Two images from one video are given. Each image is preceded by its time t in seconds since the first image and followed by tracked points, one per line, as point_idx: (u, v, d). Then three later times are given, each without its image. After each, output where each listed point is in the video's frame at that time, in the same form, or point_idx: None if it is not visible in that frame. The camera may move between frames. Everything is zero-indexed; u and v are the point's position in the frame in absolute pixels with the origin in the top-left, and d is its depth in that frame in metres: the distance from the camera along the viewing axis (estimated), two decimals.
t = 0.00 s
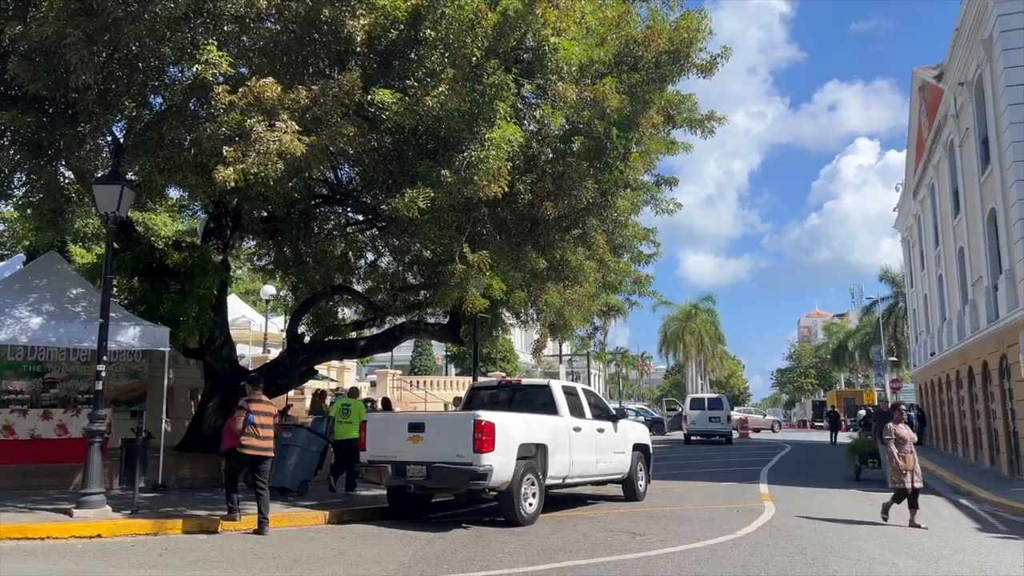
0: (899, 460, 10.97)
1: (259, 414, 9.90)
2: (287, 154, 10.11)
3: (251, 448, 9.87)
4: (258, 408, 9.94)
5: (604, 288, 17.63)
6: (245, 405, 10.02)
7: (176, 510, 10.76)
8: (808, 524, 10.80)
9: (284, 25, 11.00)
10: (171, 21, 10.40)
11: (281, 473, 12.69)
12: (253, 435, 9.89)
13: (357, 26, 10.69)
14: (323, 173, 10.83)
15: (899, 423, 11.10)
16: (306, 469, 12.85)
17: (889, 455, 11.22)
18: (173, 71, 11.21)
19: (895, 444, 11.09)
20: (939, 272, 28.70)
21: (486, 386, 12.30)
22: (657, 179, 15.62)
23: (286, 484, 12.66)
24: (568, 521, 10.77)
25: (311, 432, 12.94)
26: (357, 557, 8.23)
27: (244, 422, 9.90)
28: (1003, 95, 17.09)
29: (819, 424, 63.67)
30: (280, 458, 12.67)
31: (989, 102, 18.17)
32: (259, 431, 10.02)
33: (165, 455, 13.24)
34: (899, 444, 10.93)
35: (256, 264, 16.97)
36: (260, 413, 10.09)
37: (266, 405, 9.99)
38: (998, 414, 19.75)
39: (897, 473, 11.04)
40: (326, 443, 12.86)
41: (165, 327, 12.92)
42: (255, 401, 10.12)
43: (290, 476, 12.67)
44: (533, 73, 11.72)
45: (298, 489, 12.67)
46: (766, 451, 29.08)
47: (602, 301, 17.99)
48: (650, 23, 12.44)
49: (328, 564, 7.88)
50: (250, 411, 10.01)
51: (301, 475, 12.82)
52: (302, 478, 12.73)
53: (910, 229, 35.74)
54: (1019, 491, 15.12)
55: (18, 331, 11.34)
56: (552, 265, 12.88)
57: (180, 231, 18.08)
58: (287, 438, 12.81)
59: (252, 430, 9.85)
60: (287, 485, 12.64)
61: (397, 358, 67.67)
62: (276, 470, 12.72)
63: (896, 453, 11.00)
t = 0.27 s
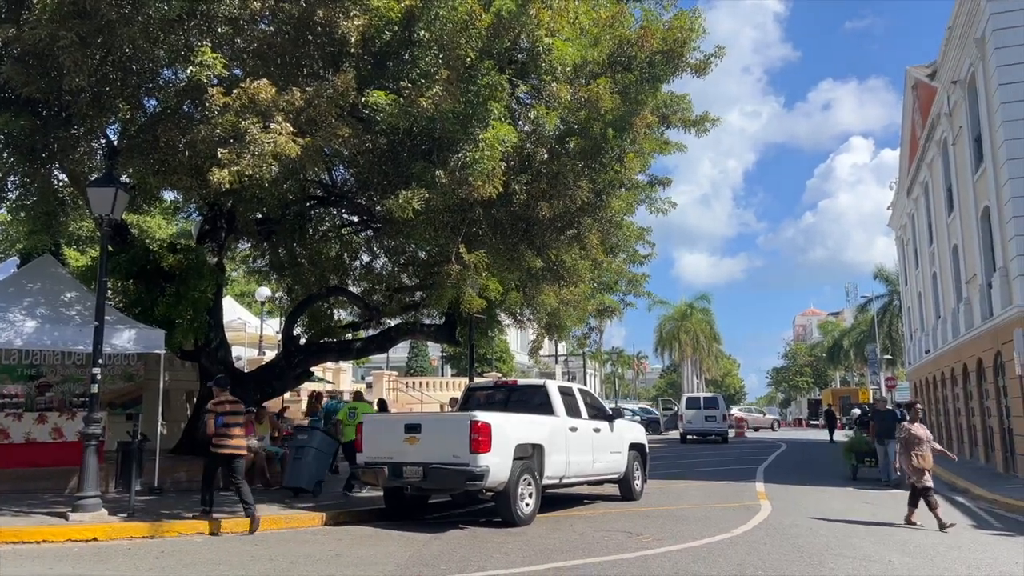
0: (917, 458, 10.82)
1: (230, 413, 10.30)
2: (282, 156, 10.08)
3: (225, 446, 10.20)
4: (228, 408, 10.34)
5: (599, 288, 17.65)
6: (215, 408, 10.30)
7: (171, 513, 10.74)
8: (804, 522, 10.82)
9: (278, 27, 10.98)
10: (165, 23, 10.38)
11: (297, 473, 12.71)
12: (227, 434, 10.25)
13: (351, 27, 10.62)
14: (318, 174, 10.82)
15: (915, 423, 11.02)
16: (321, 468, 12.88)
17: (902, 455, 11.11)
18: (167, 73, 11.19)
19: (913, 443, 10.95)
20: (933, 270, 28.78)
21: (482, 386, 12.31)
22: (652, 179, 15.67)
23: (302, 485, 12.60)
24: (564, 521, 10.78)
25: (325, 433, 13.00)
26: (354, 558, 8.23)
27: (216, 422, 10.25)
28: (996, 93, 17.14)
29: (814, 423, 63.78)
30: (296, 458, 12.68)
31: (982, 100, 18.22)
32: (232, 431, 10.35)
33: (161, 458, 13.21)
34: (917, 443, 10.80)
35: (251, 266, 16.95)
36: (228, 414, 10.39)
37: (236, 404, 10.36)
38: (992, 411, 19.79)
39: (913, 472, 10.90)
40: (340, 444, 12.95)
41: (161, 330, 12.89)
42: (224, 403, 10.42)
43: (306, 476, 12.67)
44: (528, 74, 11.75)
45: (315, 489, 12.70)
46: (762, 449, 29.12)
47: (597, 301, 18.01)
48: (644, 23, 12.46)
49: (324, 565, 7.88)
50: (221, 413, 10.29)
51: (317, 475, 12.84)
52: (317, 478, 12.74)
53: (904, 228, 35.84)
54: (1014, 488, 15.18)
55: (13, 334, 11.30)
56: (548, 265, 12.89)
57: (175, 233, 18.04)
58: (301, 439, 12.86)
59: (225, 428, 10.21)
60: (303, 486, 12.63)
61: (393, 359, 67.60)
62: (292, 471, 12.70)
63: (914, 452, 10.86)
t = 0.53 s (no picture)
0: (934, 457, 10.47)
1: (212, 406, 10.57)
2: (279, 157, 10.07)
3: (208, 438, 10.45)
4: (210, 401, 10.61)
5: (597, 288, 17.64)
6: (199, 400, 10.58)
7: (170, 516, 10.72)
8: (803, 521, 10.82)
9: (275, 28, 10.97)
10: (161, 25, 10.36)
11: (310, 472, 12.69)
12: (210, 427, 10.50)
13: (348, 28, 10.66)
14: (315, 175, 10.81)
15: (930, 420, 10.70)
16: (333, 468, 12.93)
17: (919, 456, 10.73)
18: (163, 75, 11.17)
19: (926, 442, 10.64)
20: (931, 268, 28.80)
21: (480, 387, 12.31)
22: (649, 179, 15.67)
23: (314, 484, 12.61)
24: (564, 521, 10.78)
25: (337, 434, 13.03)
26: (352, 560, 8.23)
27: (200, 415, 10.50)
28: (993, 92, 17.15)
29: (813, 422, 63.79)
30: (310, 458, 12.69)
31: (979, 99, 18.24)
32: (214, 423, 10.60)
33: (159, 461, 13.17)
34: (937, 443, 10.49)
35: (249, 268, 16.93)
36: (212, 407, 10.68)
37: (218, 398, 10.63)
38: (990, 409, 19.81)
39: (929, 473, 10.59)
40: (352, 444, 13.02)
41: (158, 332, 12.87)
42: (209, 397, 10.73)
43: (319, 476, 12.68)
44: (524, 73, 11.80)
45: (327, 488, 12.74)
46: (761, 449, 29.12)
47: (595, 301, 18.01)
48: (640, 23, 12.46)
49: (323, 567, 7.88)
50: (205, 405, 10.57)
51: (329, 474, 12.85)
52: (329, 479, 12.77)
53: (902, 227, 35.86)
54: (1013, 487, 15.19)
55: (10, 336, 11.28)
56: (546, 265, 12.88)
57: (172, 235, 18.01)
58: (313, 439, 12.87)
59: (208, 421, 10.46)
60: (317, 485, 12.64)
61: (392, 360, 67.55)
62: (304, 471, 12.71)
63: (930, 451, 10.52)
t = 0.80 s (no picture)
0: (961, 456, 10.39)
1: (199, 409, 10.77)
2: (278, 159, 10.08)
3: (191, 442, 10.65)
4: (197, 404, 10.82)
5: (597, 289, 17.65)
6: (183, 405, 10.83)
7: (169, 518, 10.63)
8: (804, 521, 10.81)
9: (273, 30, 10.99)
10: (160, 27, 10.36)
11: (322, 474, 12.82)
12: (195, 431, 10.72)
13: (346, 30, 10.68)
14: (314, 177, 10.81)
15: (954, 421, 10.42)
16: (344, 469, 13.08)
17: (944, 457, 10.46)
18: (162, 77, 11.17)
19: (951, 440, 10.41)
20: (930, 267, 28.79)
21: (480, 388, 12.30)
22: (648, 179, 15.69)
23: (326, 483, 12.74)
24: (564, 522, 10.78)
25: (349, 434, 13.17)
26: (353, 561, 8.22)
27: (185, 418, 10.70)
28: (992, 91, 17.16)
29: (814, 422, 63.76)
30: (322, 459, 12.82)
31: (978, 98, 18.25)
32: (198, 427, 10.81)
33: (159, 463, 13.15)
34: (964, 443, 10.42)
35: (248, 270, 16.93)
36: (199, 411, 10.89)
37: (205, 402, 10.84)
38: (991, 408, 19.81)
39: (946, 472, 10.36)
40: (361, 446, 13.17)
41: (159, 335, 12.87)
42: (195, 401, 10.98)
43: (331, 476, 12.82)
44: (523, 74, 11.83)
45: (338, 488, 12.91)
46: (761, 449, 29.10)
47: (595, 301, 18.03)
48: (639, 23, 12.49)
49: (324, 568, 7.88)
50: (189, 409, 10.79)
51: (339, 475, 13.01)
52: (342, 479, 12.93)
53: (901, 225, 35.86)
54: (1013, 485, 15.20)
55: (10, 340, 11.28)
56: (545, 266, 12.88)
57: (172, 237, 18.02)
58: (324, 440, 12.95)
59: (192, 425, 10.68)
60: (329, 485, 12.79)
61: (391, 361, 67.50)
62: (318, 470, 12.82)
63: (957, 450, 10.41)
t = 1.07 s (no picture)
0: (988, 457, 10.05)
1: (190, 409, 10.80)
2: (278, 160, 10.09)
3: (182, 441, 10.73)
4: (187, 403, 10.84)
5: (598, 289, 17.66)
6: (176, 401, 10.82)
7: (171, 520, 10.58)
8: (806, 521, 10.81)
9: (274, 31, 11.02)
10: (160, 29, 10.38)
11: (334, 475, 13.17)
12: (186, 429, 10.79)
13: (347, 31, 10.71)
14: (315, 178, 10.81)
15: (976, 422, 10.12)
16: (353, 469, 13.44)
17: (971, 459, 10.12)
18: (163, 79, 11.19)
19: (975, 443, 10.07)
20: (931, 266, 28.77)
21: (482, 388, 12.30)
22: (649, 179, 15.70)
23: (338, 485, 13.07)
24: (566, 522, 10.78)
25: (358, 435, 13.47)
26: (355, 562, 8.22)
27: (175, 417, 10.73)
28: (993, 90, 17.16)
29: (815, 421, 63.70)
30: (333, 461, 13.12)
31: (979, 97, 18.26)
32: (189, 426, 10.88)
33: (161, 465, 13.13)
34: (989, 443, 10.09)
35: (249, 271, 16.95)
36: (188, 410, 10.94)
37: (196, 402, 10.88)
38: (992, 407, 19.80)
39: (975, 475, 10.03)
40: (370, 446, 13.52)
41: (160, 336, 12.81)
42: (185, 398, 10.99)
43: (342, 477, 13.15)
44: (523, 75, 11.85)
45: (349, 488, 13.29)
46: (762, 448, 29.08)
47: (596, 302, 18.03)
48: (639, 24, 12.49)
49: (326, 569, 7.88)
50: (181, 406, 10.81)
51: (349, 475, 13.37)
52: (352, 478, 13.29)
53: (902, 225, 35.86)
54: (1015, 484, 15.19)
55: (12, 341, 11.30)
56: (546, 266, 12.89)
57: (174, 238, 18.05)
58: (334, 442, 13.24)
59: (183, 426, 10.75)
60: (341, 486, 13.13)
61: (392, 363, 67.47)
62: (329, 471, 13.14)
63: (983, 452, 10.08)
